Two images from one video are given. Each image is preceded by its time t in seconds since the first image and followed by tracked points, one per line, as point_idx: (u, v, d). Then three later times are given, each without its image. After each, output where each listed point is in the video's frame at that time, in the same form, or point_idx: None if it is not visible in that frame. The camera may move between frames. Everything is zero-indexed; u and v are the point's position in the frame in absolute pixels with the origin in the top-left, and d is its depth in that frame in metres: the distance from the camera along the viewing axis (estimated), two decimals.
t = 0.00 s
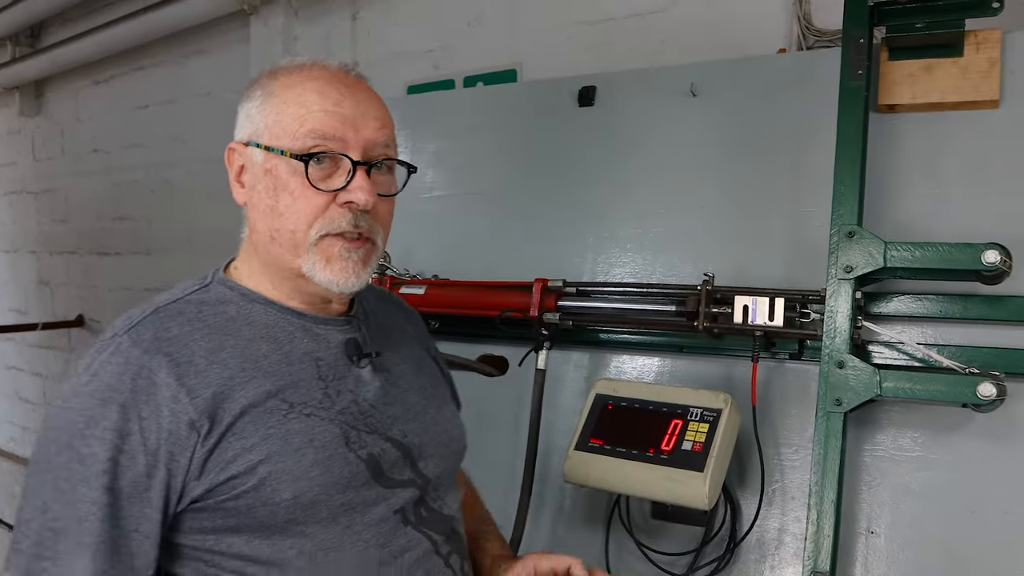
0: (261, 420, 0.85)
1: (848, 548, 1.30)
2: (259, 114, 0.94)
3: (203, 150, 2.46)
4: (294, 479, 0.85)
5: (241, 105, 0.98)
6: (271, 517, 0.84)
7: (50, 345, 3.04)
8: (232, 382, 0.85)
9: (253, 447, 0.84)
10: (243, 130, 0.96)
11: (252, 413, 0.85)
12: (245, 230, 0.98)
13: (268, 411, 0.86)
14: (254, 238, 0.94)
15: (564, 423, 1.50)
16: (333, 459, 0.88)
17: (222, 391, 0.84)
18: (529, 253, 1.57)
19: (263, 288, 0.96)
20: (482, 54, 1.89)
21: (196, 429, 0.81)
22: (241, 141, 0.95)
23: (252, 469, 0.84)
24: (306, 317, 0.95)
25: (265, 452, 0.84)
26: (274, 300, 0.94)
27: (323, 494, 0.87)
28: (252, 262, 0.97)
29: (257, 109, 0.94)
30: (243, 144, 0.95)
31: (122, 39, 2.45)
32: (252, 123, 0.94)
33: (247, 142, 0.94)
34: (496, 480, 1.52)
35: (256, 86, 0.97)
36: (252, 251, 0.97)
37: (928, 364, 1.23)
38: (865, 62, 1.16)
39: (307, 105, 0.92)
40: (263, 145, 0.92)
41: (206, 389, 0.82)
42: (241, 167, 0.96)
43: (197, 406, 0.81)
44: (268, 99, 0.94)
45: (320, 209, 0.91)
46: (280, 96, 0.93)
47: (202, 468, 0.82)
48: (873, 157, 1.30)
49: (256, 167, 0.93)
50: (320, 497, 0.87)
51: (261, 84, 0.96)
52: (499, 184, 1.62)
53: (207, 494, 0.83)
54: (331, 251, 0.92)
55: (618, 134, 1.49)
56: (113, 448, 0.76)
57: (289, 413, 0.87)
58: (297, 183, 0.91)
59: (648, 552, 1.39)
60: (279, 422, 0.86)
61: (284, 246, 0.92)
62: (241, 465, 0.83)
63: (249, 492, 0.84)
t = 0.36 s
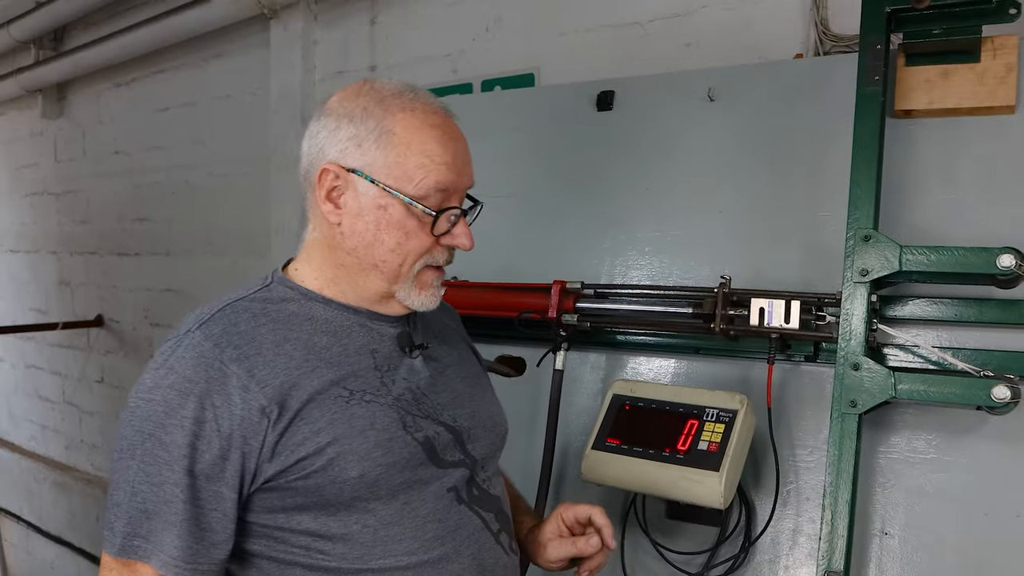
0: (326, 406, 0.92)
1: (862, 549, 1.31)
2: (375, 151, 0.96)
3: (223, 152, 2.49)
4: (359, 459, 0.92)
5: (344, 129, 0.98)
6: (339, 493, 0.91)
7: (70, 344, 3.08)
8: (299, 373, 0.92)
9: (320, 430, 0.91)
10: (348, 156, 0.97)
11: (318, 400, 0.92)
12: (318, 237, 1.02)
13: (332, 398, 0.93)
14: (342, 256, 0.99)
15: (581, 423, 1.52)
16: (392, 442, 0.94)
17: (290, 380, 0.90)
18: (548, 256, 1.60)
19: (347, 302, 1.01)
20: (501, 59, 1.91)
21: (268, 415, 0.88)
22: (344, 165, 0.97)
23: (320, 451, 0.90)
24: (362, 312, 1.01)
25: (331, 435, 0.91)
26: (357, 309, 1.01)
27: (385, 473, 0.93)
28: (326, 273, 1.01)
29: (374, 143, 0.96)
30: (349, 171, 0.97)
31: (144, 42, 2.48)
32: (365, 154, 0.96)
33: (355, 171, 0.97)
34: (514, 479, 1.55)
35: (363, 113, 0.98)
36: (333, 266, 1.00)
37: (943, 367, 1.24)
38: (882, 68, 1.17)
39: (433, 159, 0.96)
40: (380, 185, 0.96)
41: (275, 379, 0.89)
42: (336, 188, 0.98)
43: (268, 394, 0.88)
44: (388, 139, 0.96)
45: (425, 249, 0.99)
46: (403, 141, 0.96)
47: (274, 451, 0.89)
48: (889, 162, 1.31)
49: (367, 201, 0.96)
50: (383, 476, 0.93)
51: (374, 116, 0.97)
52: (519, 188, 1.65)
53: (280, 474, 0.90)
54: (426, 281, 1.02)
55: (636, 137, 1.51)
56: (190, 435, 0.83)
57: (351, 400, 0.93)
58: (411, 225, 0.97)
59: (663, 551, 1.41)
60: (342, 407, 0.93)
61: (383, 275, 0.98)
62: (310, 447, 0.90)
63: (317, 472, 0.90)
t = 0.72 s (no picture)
0: (380, 405, 0.95)
1: (872, 549, 1.31)
2: (431, 158, 0.98)
3: (234, 153, 2.51)
4: (413, 457, 0.95)
5: (401, 133, 0.99)
6: (392, 491, 0.94)
7: (80, 344, 3.10)
8: (355, 371, 0.94)
9: (375, 429, 0.94)
10: (402, 160, 0.99)
11: (373, 399, 0.94)
12: (361, 235, 1.03)
13: (385, 397, 0.95)
14: (385, 258, 1.00)
15: (591, 423, 1.52)
16: (441, 441, 0.98)
17: (347, 378, 0.93)
18: (559, 256, 1.61)
19: (388, 302, 1.02)
20: (511, 61, 1.93)
21: (326, 413, 0.90)
22: (397, 169, 0.99)
23: (377, 449, 0.93)
24: (401, 312, 1.03)
25: (387, 434, 0.94)
26: (397, 309, 1.03)
27: (435, 471, 0.97)
28: (366, 272, 1.02)
29: (430, 150, 0.98)
30: (402, 175, 0.99)
31: (156, 44, 2.50)
32: (420, 160, 0.98)
33: (409, 177, 0.98)
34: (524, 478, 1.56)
35: (423, 120, 0.99)
36: (375, 267, 1.01)
37: (954, 368, 1.24)
38: (893, 69, 1.18)
39: (486, 171, 0.98)
40: (432, 192, 0.98)
41: (333, 377, 0.91)
42: (387, 191, 0.99)
43: (327, 392, 0.90)
44: (445, 148, 0.98)
45: (466, 258, 1.02)
46: (460, 151, 0.98)
47: (332, 447, 0.91)
48: (899, 164, 1.32)
49: (417, 207, 0.98)
50: (433, 474, 0.97)
51: (434, 123, 0.98)
52: (530, 189, 1.66)
53: (335, 471, 0.92)
54: (462, 288, 1.05)
55: (647, 138, 1.52)
56: (249, 430, 0.85)
57: (404, 399, 0.96)
58: (458, 233, 0.99)
59: (673, 551, 1.41)
60: (395, 406, 0.96)
61: (425, 280, 1.01)
62: (366, 445, 0.93)
63: (373, 470, 0.93)
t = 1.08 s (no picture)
0: (384, 403, 0.96)
1: (873, 549, 1.32)
2: (438, 159, 0.99)
3: (237, 155, 2.52)
4: (417, 455, 0.96)
5: (408, 134, 1.01)
6: (396, 488, 0.95)
7: (84, 346, 3.12)
8: (361, 369, 0.95)
9: (380, 426, 0.95)
10: (409, 161, 1.00)
11: (378, 397, 0.95)
12: (366, 235, 1.04)
13: (391, 395, 0.96)
14: (390, 258, 1.01)
15: (593, 423, 1.54)
16: (445, 441, 0.99)
17: (353, 375, 0.94)
18: (562, 258, 1.62)
19: (392, 303, 1.04)
20: (514, 64, 1.94)
21: (332, 409, 0.91)
22: (404, 170, 1.00)
23: (381, 445, 0.94)
24: (404, 313, 1.04)
25: (392, 431, 0.95)
26: (401, 310, 1.04)
27: (438, 469, 0.98)
28: (370, 272, 1.03)
29: (437, 152, 0.99)
30: (408, 176, 1.00)
31: (160, 47, 2.52)
32: (427, 161, 0.99)
33: (416, 178, 0.99)
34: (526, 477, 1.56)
35: (430, 122, 1.00)
36: (380, 267, 1.03)
37: (954, 369, 1.25)
38: (893, 72, 1.19)
39: (492, 173, 1.00)
40: (439, 193, 0.99)
41: (339, 374, 0.92)
42: (393, 191, 1.00)
43: (333, 388, 0.91)
44: (452, 149, 0.99)
45: (470, 259, 1.03)
46: (467, 153, 0.99)
47: (338, 443, 0.92)
48: (899, 166, 1.33)
49: (423, 208, 0.99)
50: (436, 473, 0.98)
51: (441, 126, 1.00)
52: (533, 191, 1.67)
53: (339, 467, 0.93)
54: (465, 289, 1.06)
55: (650, 141, 1.53)
56: (255, 423, 0.86)
57: (408, 397, 0.97)
58: (463, 235, 1.00)
59: (674, 551, 1.42)
60: (399, 404, 0.96)
61: (429, 280, 1.02)
62: (371, 442, 0.94)
63: (377, 466, 0.94)
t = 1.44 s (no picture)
0: (371, 395, 0.92)
1: (879, 549, 1.32)
2: (386, 119, 1.05)
3: (240, 157, 2.52)
4: (401, 449, 0.91)
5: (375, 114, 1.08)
6: (378, 482, 0.90)
7: (86, 348, 3.11)
8: (350, 360, 0.92)
9: (364, 417, 0.90)
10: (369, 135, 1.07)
11: (365, 390, 0.92)
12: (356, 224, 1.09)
13: (378, 388, 0.93)
14: (364, 232, 1.04)
15: (598, 423, 1.54)
16: (435, 437, 0.94)
17: (340, 365, 0.91)
18: (566, 259, 1.62)
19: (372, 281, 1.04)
20: (517, 65, 1.94)
21: (315, 397, 0.87)
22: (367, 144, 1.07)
23: (364, 437, 0.90)
24: (406, 310, 1.03)
25: (375, 423, 0.90)
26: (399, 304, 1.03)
27: (424, 466, 0.93)
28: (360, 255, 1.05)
29: (386, 116, 1.05)
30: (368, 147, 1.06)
31: (162, 48, 2.52)
32: (379, 128, 1.05)
33: (372, 144, 1.05)
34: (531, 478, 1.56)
35: (387, 99, 1.09)
36: (358, 242, 1.07)
37: (960, 368, 1.25)
38: (898, 72, 1.19)
39: (432, 117, 1.02)
40: (387, 148, 1.03)
41: (326, 363, 0.89)
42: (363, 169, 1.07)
43: (318, 376, 0.88)
44: (397, 108, 1.05)
45: (429, 207, 1.00)
46: (408, 106, 1.04)
47: (318, 432, 0.88)
48: (904, 166, 1.33)
49: (378, 166, 1.03)
50: (420, 469, 0.92)
51: (394, 96, 1.08)
52: (537, 192, 1.67)
53: (320, 457, 0.89)
54: (433, 251, 1.00)
55: (654, 141, 1.53)
56: (237, 403, 0.82)
57: (397, 391, 0.94)
58: (413, 182, 1.00)
59: (680, 551, 1.42)
60: (388, 398, 0.93)
61: (393, 239, 1.01)
62: (353, 433, 0.89)
63: (358, 459, 0.89)
